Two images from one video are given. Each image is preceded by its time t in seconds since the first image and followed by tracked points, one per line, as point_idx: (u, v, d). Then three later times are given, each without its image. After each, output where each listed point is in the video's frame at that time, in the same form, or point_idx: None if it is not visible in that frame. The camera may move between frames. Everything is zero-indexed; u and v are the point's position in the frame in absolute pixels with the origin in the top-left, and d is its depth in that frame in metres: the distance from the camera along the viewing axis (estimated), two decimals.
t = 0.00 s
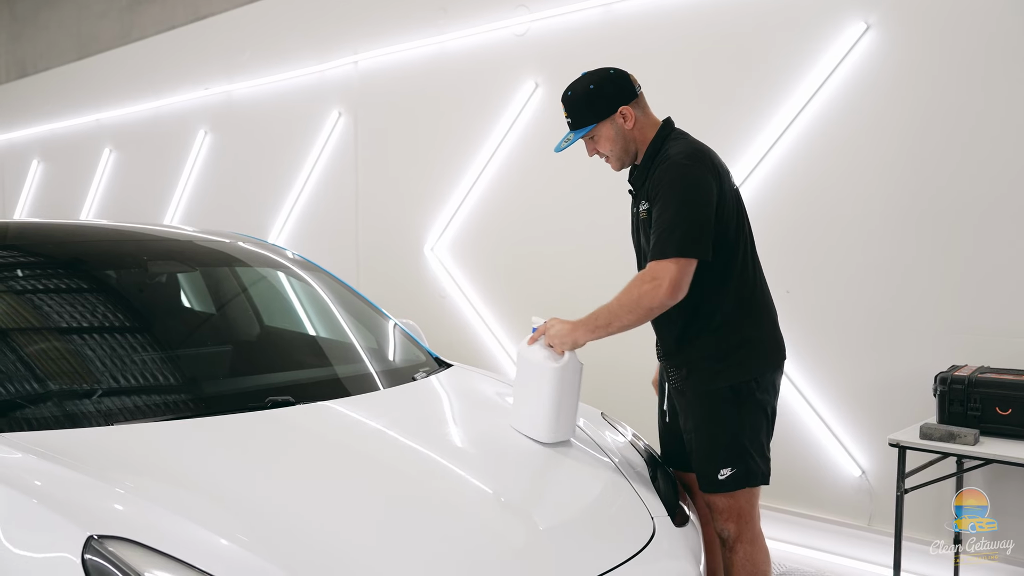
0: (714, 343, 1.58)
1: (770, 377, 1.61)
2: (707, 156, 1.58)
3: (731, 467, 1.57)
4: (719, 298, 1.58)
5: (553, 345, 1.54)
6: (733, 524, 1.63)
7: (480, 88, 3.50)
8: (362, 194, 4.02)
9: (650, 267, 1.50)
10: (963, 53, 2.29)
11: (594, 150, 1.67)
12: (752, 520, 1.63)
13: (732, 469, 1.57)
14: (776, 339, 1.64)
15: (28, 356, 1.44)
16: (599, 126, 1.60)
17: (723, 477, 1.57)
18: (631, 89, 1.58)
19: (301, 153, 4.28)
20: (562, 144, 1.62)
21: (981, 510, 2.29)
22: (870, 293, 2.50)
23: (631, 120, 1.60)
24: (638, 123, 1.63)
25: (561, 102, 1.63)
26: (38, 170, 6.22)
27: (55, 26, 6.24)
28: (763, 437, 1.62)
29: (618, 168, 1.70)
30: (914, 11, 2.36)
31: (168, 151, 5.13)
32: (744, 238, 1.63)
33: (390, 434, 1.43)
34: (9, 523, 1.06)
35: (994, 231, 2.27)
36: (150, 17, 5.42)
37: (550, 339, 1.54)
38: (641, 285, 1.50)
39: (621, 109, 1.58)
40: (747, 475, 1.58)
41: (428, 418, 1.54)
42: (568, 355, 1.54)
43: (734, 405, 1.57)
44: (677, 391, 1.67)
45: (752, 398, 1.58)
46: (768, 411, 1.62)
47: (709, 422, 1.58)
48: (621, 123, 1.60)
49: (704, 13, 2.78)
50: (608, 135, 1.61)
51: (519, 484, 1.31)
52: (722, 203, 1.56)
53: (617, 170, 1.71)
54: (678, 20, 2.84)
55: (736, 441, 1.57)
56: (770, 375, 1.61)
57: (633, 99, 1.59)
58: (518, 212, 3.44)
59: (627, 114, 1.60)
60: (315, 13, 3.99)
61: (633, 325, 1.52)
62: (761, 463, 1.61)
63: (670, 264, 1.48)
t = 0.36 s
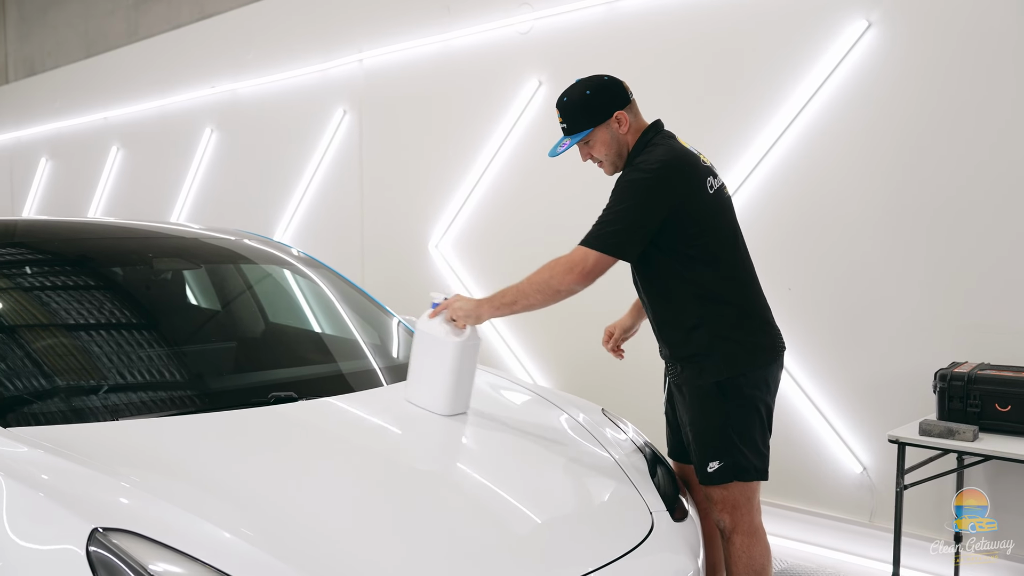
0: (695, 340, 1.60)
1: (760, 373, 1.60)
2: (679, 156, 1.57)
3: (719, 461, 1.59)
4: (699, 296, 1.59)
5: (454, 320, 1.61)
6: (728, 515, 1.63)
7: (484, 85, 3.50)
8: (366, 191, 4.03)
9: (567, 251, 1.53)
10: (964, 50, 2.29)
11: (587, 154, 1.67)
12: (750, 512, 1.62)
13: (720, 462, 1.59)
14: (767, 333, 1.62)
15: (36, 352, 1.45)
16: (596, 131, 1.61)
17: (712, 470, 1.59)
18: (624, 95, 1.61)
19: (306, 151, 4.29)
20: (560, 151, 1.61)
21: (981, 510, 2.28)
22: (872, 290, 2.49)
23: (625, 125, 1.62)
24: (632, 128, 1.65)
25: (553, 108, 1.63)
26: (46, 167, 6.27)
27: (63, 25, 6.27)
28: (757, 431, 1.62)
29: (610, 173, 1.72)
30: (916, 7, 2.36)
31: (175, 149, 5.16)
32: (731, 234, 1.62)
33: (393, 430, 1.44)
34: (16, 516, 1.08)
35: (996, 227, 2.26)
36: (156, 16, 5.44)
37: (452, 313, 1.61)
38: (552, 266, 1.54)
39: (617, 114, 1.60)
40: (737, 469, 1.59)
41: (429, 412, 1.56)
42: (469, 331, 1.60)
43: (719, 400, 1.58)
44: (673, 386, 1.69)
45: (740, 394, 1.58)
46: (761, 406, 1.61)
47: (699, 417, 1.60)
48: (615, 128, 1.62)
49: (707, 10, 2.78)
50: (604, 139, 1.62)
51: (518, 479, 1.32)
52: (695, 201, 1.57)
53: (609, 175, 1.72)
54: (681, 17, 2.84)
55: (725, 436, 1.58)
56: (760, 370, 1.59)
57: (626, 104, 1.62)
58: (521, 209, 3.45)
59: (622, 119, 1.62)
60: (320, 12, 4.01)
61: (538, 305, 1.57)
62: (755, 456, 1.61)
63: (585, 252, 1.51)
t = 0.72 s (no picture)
0: (693, 332, 1.61)
1: (755, 363, 1.63)
2: (680, 150, 1.60)
3: (716, 452, 1.60)
4: (701, 286, 1.60)
5: (528, 336, 1.53)
6: (717, 509, 1.64)
7: (491, 84, 3.51)
8: (375, 190, 4.05)
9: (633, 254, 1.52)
10: (972, 47, 2.27)
11: (583, 148, 1.67)
12: (739, 505, 1.64)
13: (716, 454, 1.60)
14: (761, 324, 1.65)
15: (48, 348, 1.47)
16: (592, 124, 1.61)
17: (709, 461, 1.60)
18: (620, 89, 1.62)
19: (315, 149, 4.32)
20: (557, 144, 1.61)
21: (981, 510, 2.29)
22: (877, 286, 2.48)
23: (622, 117, 1.63)
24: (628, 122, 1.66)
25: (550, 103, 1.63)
26: (59, 166, 6.33)
27: (75, 25, 6.32)
28: (750, 421, 1.64)
29: (607, 168, 1.72)
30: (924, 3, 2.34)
31: (185, 148, 5.20)
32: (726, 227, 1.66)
33: (397, 425, 1.45)
34: (27, 509, 1.10)
35: (1003, 225, 2.24)
36: (167, 16, 5.48)
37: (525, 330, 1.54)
38: (624, 268, 1.52)
39: (614, 106, 1.60)
40: (732, 460, 1.60)
41: (434, 408, 1.57)
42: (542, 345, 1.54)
43: (717, 391, 1.59)
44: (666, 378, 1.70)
45: (736, 384, 1.60)
46: (756, 396, 1.64)
47: (697, 408, 1.60)
48: (612, 120, 1.63)
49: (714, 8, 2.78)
50: (601, 132, 1.62)
51: (520, 474, 1.33)
52: (700, 193, 1.59)
53: (605, 170, 1.72)
54: (688, 15, 2.84)
55: (723, 427, 1.60)
56: (756, 360, 1.62)
57: (622, 97, 1.63)
58: (528, 207, 3.45)
59: (618, 112, 1.62)
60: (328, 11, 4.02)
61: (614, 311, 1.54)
62: (748, 448, 1.63)
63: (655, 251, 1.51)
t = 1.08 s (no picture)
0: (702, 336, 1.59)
1: (766, 365, 1.61)
2: (684, 152, 1.56)
3: (729, 457, 1.60)
4: (708, 291, 1.58)
5: (486, 329, 1.49)
6: (732, 513, 1.65)
7: (504, 82, 3.51)
8: (388, 187, 4.07)
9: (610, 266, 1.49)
10: (989, 41, 2.24)
11: (582, 149, 1.66)
12: (755, 509, 1.64)
13: (729, 459, 1.59)
14: (772, 325, 1.64)
15: (65, 344, 1.49)
16: (593, 126, 1.60)
17: (722, 467, 1.60)
18: (623, 91, 1.60)
19: (328, 147, 4.35)
20: (554, 145, 1.59)
21: (980, 510, 2.30)
22: (891, 283, 2.46)
23: (622, 120, 1.62)
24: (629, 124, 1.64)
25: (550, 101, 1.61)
26: (77, 163, 6.40)
27: (93, 24, 6.39)
28: (764, 425, 1.63)
29: (603, 169, 1.70)
30: None
31: (201, 145, 5.25)
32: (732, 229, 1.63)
33: (407, 420, 1.46)
34: (44, 501, 1.12)
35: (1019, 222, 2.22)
36: (184, 15, 5.52)
37: (484, 322, 1.49)
38: (599, 281, 1.48)
39: (615, 109, 1.59)
40: (746, 464, 1.60)
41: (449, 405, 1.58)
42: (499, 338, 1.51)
43: (728, 394, 1.59)
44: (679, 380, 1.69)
45: (747, 388, 1.59)
46: (769, 398, 1.63)
47: (708, 411, 1.60)
48: (613, 123, 1.61)
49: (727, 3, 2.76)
50: (601, 135, 1.61)
51: (531, 470, 1.34)
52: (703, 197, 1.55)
53: (601, 171, 1.71)
54: (701, 10, 2.82)
55: (735, 431, 1.59)
56: (767, 364, 1.61)
57: (624, 100, 1.61)
58: (540, 204, 3.46)
59: (619, 114, 1.61)
60: (342, 9, 4.04)
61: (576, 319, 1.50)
62: (763, 452, 1.62)
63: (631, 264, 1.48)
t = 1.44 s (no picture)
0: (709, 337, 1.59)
1: (772, 366, 1.60)
2: (687, 156, 1.56)
3: (737, 456, 1.60)
4: (709, 294, 1.58)
5: (434, 324, 1.49)
6: (739, 511, 1.65)
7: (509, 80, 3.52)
8: (394, 185, 4.09)
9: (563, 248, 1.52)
10: (995, 39, 2.23)
11: (595, 152, 1.66)
12: (762, 507, 1.64)
13: (738, 458, 1.60)
14: (778, 324, 1.62)
15: (73, 341, 1.50)
16: (609, 132, 1.60)
17: (729, 466, 1.60)
18: (640, 97, 1.60)
19: (335, 146, 4.36)
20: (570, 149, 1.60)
21: (979, 510, 2.30)
22: (896, 280, 2.45)
23: (638, 126, 1.63)
24: (643, 128, 1.65)
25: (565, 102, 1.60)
26: (86, 162, 6.45)
27: (102, 23, 6.43)
28: (771, 425, 1.63)
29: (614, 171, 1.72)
30: None
31: (209, 144, 5.27)
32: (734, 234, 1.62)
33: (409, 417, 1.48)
34: (52, 496, 1.14)
35: None
36: (191, 14, 5.55)
37: (432, 317, 1.49)
38: (546, 263, 1.52)
39: (633, 116, 1.59)
40: (754, 464, 1.61)
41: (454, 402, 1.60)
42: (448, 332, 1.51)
43: (735, 395, 1.58)
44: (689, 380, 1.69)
45: (755, 388, 1.59)
46: (775, 398, 1.62)
47: (714, 414, 1.60)
48: (629, 128, 1.62)
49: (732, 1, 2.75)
50: (617, 140, 1.62)
51: (534, 467, 1.35)
52: (700, 202, 1.55)
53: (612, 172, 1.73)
54: (706, 8, 2.82)
55: (743, 430, 1.59)
56: (775, 364, 1.60)
57: (641, 105, 1.61)
58: (545, 202, 3.46)
59: (636, 120, 1.62)
60: (349, 8, 4.05)
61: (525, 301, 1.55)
62: (771, 451, 1.63)
63: (586, 248, 1.50)
